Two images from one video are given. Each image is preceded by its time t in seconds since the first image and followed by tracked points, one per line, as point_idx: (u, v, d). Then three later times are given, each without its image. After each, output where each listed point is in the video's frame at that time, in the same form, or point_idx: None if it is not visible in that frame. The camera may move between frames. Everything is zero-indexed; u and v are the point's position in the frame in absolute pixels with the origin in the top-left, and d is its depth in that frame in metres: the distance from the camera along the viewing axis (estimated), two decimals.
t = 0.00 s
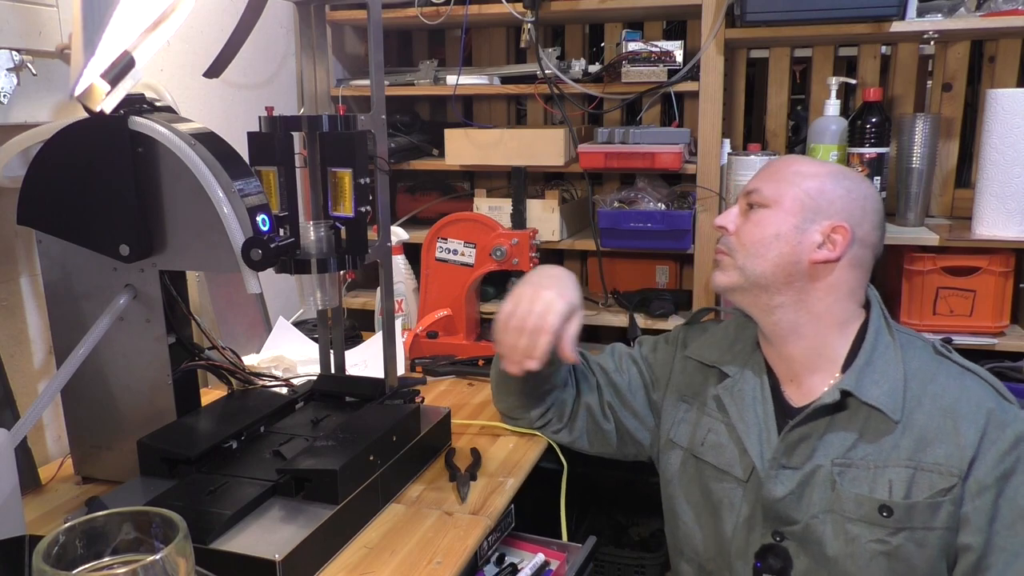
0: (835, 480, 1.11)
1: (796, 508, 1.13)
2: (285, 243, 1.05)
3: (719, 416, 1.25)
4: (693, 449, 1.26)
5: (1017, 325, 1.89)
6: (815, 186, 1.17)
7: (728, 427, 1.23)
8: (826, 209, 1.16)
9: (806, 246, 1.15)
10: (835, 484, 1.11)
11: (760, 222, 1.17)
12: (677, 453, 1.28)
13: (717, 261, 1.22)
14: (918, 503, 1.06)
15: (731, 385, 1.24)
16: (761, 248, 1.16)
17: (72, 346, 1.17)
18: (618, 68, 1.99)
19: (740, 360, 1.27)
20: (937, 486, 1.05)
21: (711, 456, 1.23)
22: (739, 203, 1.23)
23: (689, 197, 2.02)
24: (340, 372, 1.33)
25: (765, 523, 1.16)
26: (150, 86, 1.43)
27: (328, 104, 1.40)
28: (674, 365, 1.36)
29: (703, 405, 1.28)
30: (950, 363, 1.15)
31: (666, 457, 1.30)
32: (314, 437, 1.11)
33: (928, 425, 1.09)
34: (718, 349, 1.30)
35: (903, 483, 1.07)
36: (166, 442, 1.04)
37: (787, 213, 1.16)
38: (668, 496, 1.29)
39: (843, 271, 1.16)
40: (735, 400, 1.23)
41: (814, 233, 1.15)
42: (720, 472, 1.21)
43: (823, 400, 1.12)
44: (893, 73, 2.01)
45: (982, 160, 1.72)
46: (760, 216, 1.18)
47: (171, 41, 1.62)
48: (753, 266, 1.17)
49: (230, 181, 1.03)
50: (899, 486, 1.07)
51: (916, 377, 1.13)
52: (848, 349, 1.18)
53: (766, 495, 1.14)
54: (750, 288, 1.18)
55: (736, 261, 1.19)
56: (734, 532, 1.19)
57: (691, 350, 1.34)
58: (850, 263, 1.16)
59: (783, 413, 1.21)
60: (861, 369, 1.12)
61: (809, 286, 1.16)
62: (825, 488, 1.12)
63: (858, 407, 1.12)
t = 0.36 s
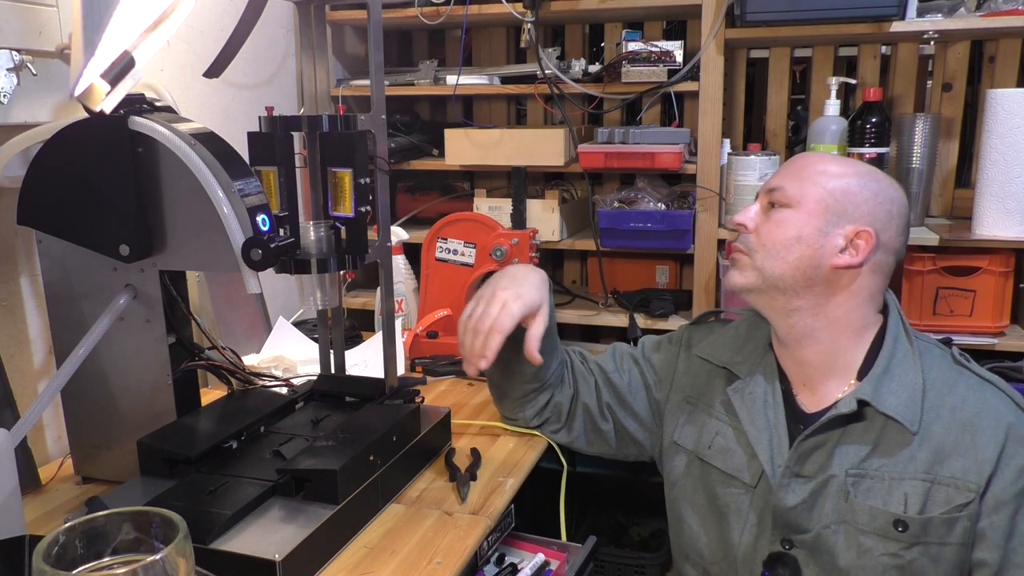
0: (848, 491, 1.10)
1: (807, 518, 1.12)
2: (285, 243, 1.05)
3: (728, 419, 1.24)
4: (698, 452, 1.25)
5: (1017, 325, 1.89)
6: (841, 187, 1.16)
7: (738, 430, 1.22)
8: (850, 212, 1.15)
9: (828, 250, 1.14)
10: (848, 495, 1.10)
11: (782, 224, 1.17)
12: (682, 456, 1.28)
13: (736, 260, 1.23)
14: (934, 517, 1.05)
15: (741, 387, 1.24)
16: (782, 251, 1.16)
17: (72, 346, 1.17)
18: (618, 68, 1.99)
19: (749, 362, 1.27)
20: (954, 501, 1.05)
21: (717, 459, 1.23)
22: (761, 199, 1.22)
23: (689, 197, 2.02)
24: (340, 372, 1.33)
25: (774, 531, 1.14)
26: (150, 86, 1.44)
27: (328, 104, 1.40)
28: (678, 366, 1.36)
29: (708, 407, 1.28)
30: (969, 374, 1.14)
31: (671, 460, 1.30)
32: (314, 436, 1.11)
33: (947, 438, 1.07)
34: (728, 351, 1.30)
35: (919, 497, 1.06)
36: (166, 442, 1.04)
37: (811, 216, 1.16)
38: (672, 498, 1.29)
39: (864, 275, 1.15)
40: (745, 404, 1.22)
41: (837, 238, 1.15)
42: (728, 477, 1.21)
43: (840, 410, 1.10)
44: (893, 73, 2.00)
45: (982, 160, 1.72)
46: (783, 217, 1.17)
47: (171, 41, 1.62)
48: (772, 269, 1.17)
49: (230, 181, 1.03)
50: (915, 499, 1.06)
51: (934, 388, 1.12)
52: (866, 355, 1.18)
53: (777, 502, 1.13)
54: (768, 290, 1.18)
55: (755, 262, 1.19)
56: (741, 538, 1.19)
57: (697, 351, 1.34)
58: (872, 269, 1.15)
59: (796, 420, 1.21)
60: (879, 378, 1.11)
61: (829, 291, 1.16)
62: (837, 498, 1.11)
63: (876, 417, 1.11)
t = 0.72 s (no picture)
0: (848, 503, 1.09)
1: (805, 531, 1.12)
2: (285, 243, 1.05)
3: (727, 426, 1.23)
4: (698, 459, 1.24)
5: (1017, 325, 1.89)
6: (843, 191, 1.11)
7: (737, 437, 1.21)
8: (851, 218, 1.10)
9: (829, 259, 1.10)
10: (849, 507, 1.08)
11: (780, 232, 1.12)
12: (682, 462, 1.27)
13: (734, 267, 1.18)
14: (934, 532, 1.04)
15: (740, 393, 1.22)
16: (782, 260, 1.12)
17: (72, 346, 1.17)
18: (618, 68, 1.99)
19: (749, 367, 1.24)
20: (956, 516, 1.03)
21: (716, 466, 1.22)
22: (760, 202, 1.17)
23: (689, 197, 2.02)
24: (340, 372, 1.33)
25: (772, 539, 1.14)
26: (150, 86, 1.44)
27: (327, 104, 1.40)
28: (677, 369, 1.34)
29: (707, 412, 1.27)
30: (973, 381, 1.11)
31: (671, 465, 1.29)
32: (314, 436, 1.11)
33: (949, 451, 1.05)
34: (727, 354, 1.27)
35: (920, 511, 1.04)
36: (166, 442, 1.04)
37: (811, 223, 1.11)
38: (671, 503, 1.29)
39: (866, 285, 1.11)
40: (744, 411, 1.20)
41: (838, 246, 1.10)
42: (728, 484, 1.20)
43: (841, 422, 1.08)
44: (893, 73, 2.00)
45: (982, 160, 1.71)
46: (782, 225, 1.12)
47: (171, 42, 1.62)
48: (771, 278, 1.13)
49: (230, 181, 1.03)
50: (916, 514, 1.04)
51: (937, 398, 1.09)
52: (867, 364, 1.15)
53: (777, 512, 1.12)
54: (766, 300, 1.14)
55: (753, 271, 1.14)
56: (740, 547, 1.18)
57: (696, 354, 1.31)
58: (876, 278, 1.11)
59: (794, 424, 1.19)
60: (881, 390, 1.08)
61: (830, 300, 1.12)
62: (838, 509, 1.10)
63: (879, 429, 1.08)
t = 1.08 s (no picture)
0: (864, 524, 1.02)
1: (814, 552, 1.05)
2: (285, 243, 1.05)
3: (734, 436, 1.16)
4: (701, 468, 1.18)
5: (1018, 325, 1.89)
6: (872, 203, 1.01)
7: (743, 449, 1.14)
8: (878, 234, 1.01)
9: (854, 277, 1.01)
10: (863, 529, 1.02)
11: (802, 247, 1.03)
12: (685, 468, 1.21)
13: (751, 281, 1.10)
14: (952, 558, 0.97)
15: (750, 402, 1.16)
16: (804, 276, 1.03)
17: (72, 346, 1.18)
18: (618, 68, 1.99)
19: (761, 373, 1.17)
20: (974, 542, 0.96)
21: (721, 476, 1.15)
22: (779, 211, 1.08)
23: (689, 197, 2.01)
24: (340, 372, 1.34)
25: (780, 554, 1.08)
26: (150, 86, 1.44)
27: (327, 104, 1.40)
28: (680, 372, 1.25)
29: (711, 419, 1.20)
30: (995, 401, 1.04)
31: (673, 468, 1.24)
32: (314, 436, 1.11)
33: (970, 475, 0.98)
34: (736, 360, 1.20)
35: (939, 536, 0.97)
36: (166, 442, 1.04)
37: (835, 239, 1.02)
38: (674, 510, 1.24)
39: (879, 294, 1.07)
40: (751, 420, 1.14)
41: (863, 263, 1.01)
42: (735, 496, 1.13)
43: (862, 446, 1.00)
44: (893, 73, 2.00)
45: (982, 161, 1.70)
46: (804, 239, 1.03)
47: (171, 42, 1.62)
48: (791, 295, 1.04)
49: (230, 181, 1.03)
50: (934, 539, 0.98)
51: (958, 418, 1.02)
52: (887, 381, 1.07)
53: (789, 531, 1.06)
54: (784, 314, 1.06)
55: (772, 287, 1.06)
56: (746, 560, 1.12)
57: (701, 358, 1.23)
58: (901, 295, 1.03)
59: (807, 437, 1.12)
60: (902, 408, 1.01)
61: (852, 317, 1.04)
62: (851, 529, 1.03)
63: (898, 451, 1.01)
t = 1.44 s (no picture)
0: (883, 543, 1.01)
1: (830, 565, 1.05)
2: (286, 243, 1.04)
3: (756, 442, 1.15)
4: (718, 469, 1.17)
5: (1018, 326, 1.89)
6: (912, 215, 1.00)
7: (765, 455, 1.13)
8: (916, 247, 1.00)
9: (887, 291, 1.02)
10: (882, 547, 1.01)
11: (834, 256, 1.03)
12: (699, 466, 1.20)
13: (779, 287, 1.10)
14: None
15: (773, 408, 1.15)
16: (835, 287, 1.03)
17: (72, 346, 1.18)
18: (618, 68, 1.99)
19: (786, 379, 1.15)
20: (999, 568, 0.96)
21: (741, 481, 1.14)
22: (813, 216, 1.08)
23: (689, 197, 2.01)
24: (340, 372, 1.33)
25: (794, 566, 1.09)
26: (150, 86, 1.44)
27: (326, 104, 1.41)
28: (706, 364, 1.23)
29: (733, 420, 1.18)
30: None
31: (688, 466, 1.23)
32: (314, 436, 1.11)
33: (998, 497, 0.97)
34: (761, 363, 1.17)
35: (962, 559, 0.96)
36: (166, 442, 1.04)
37: (869, 250, 1.01)
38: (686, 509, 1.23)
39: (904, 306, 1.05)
40: (774, 428, 1.13)
41: (898, 276, 1.01)
42: (751, 502, 1.13)
43: (888, 464, 0.99)
44: (893, 73, 2.00)
45: (982, 161, 1.70)
46: (836, 248, 1.03)
47: (171, 41, 1.61)
48: (819, 305, 1.05)
49: (230, 181, 1.03)
50: (957, 561, 0.96)
51: (989, 438, 1.00)
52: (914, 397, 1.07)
53: (808, 546, 1.06)
54: (811, 324, 1.06)
55: (800, 296, 1.06)
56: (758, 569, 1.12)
57: (728, 355, 1.21)
58: (935, 311, 1.02)
59: (829, 450, 1.12)
60: (931, 427, 0.99)
61: (876, 329, 1.04)
62: (869, 547, 1.02)
63: (925, 472, 0.99)
